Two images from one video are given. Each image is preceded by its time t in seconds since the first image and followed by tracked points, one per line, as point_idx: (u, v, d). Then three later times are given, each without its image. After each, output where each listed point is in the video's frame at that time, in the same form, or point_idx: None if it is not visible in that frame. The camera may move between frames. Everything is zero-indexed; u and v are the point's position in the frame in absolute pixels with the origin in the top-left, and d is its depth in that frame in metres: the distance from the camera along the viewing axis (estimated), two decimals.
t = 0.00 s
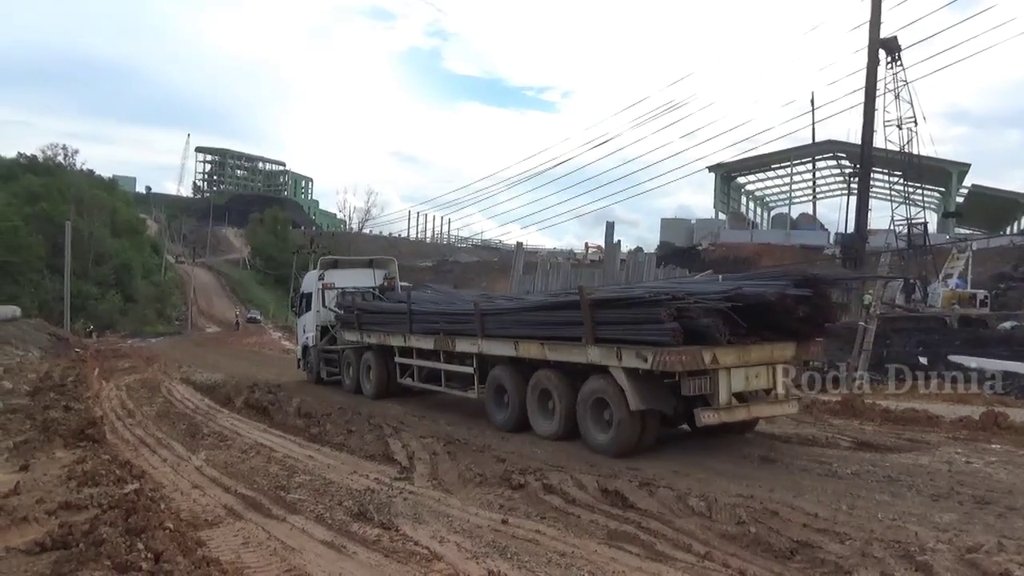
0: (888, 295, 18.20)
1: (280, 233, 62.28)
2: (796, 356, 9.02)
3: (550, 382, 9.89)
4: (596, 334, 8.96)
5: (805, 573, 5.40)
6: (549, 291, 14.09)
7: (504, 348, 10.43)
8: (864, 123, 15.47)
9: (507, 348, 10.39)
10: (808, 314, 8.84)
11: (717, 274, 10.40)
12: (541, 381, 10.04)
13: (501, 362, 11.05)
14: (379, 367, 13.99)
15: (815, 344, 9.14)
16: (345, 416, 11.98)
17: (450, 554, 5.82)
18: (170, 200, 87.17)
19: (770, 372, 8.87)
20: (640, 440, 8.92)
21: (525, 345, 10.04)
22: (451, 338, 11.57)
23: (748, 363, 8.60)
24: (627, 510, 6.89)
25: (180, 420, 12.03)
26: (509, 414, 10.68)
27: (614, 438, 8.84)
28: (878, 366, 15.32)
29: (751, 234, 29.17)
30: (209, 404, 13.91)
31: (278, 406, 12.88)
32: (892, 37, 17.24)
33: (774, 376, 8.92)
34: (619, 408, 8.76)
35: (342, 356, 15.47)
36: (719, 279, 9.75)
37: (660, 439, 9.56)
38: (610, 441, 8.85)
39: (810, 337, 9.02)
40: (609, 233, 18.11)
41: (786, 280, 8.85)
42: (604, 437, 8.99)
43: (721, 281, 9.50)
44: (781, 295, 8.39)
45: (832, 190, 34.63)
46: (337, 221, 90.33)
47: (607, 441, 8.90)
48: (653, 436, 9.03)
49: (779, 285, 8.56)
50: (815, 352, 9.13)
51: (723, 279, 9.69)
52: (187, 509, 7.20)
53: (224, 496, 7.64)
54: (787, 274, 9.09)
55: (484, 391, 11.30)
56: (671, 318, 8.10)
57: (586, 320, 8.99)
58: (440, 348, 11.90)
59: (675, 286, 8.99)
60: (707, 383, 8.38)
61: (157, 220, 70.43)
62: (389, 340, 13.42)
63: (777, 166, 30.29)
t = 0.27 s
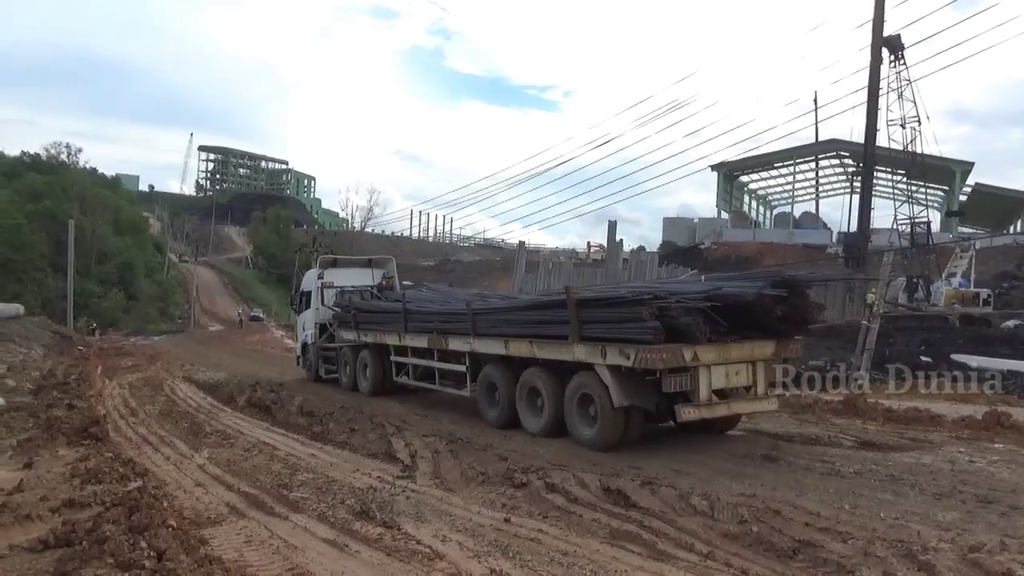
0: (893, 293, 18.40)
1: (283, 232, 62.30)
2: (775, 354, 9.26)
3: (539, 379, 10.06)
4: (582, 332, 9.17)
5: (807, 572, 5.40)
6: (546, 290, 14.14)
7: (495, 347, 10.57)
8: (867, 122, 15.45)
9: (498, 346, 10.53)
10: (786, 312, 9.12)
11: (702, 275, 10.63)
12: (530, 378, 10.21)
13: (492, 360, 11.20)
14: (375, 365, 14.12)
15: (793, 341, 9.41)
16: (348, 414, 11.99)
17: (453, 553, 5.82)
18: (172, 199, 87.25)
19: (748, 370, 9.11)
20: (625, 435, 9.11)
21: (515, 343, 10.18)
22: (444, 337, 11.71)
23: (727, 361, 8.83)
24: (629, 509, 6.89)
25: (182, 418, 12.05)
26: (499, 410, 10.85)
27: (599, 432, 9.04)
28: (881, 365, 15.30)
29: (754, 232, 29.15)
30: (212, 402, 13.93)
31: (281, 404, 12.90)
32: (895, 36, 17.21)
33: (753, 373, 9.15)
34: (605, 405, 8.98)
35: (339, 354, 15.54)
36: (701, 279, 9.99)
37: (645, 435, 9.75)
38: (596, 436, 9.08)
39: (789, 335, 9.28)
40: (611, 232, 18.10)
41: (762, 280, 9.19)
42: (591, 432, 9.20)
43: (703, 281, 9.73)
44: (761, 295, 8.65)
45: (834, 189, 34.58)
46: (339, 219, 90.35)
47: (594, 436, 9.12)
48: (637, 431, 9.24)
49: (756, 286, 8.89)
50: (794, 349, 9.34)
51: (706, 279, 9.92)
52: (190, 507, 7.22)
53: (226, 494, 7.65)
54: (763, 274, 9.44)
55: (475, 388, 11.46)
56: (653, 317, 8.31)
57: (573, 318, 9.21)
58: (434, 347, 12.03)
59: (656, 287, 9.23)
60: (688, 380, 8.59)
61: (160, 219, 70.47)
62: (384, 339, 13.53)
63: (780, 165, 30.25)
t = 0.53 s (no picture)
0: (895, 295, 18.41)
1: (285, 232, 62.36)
2: (761, 352, 9.36)
3: (531, 377, 10.21)
4: (572, 330, 9.31)
5: (811, 572, 5.39)
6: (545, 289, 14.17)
7: (488, 345, 10.70)
8: (870, 122, 15.42)
9: (491, 344, 10.65)
10: (770, 312, 9.25)
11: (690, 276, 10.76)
12: (522, 376, 10.36)
13: (486, 358, 11.33)
14: (373, 364, 14.17)
15: (779, 340, 9.50)
16: (350, 414, 12.00)
17: (455, 553, 5.83)
18: (175, 198, 87.33)
19: (734, 368, 9.19)
20: (613, 430, 9.34)
21: (508, 342, 10.30)
22: (440, 336, 11.80)
23: (714, 358, 8.92)
24: (632, 509, 6.89)
25: (184, 418, 12.05)
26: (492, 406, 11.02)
27: (588, 428, 9.25)
28: (884, 365, 15.28)
29: (756, 232, 29.12)
30: (214, 402, 13.93)
31: (283, 404, 12.90)
32: (899, 35, 17.19)
33: (739, 370, 9.24)
34: (593, 402, 9.17)
35: (338, 353, 15.57)
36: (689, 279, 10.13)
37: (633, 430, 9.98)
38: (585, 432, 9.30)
39: (774, 334, 9.41)
40: (613, 232, 18.11)
41: (748, 281, 9.33)
42: (580, 428, 9.42)
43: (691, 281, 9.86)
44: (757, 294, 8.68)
45: (837, 189, 34.54)
46: (341, 219, 90.42)
47: (582, 432, 9.34)
48: (625, 426, 9.45)
49: (742, 285, 9.00)
50: (780, 347, 9.46)
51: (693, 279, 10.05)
52: (193, 506, 7.22)
53: (229, 494, 7.65)
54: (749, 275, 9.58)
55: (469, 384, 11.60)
56: (640, 315, 8.46)
57: (562, 317, 9.35)
58: (430, 346, 12.13)
59: (645, 287, 9.37)
60: (675, 377, 8.64)
61: (162, 219, 70.52)
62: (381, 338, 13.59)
63: (782, 165, 30.23)
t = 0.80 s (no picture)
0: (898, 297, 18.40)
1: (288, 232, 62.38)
2: (744, 353, 9.63)
3: (522, 377, 10.39)
4: (561, 331, 9.55)
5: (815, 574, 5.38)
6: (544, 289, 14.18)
7: (481, 345, 10.87)
8: (872, 122, 15.40)
9: (485, 345, 10.82)
10: (752, 313, 9.39)
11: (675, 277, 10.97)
12: (514, 376, 10.53)
13: (479, 358, 11.47)
14: (370, 364, 14.22)
15: (761, 340, 9.75)
16: (353, 414, 12.00)
17: (457, 553, 5.83)
18: (178, 198, 87.39)
19: (717, 368, 9.45)
20: (600, 428, 9.49)
21: (500, 342, 10.48)
22: (436, 336, 11.90)
23: (698, 358, 9.18)
24: (635, 510, 6.88)
25: (187, 417, 12.06)
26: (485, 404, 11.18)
27: (576, 426, 9.48)
28: (887, 366, 15.25)
29: (759, 232, 29.08)
30: (217, 401, 13.94)
31: (286, 404, 12.91)
32: (902, 35, 17.16)
33: (722, 370, 9.50)
34: (581, 402, 9.40)
35: (337, 353, 15.60)
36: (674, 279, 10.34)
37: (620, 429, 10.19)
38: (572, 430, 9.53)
39: (757, 335, 9.62)
40: (616, 232, 18.11)
41: (729, 283, 9.42)
42: (568, 426, 9.64)
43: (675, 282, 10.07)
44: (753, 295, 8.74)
45: (840, 189, 34.46)
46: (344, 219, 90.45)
47: (570, 430, 9.58)
48: (611, 425, 9.68)
49: (723, 287, 9.12)
50: (762, 348, 9.73)
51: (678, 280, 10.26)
52: (196, 506, 7.23)
53: (231, 493, 7.66)
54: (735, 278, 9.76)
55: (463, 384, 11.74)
56: (624, 318, 8.69)
57: (551, 317, 9.58)
58: (426, 346, 12.22)
59: (632, 288, 9.59)
60: (658, 376, 8.93)
61: (165, 218, 70.56)
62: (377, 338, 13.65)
63: (785, 165, 30.18)
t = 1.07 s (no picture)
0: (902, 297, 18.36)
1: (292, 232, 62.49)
2: (728, 353, 9.71)
3: (513, 378, 10.46)
4: (550, 332, 9.62)
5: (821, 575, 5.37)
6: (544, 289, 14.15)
7: (475, 345, 10.91)
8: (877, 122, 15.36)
9: (479, 345, 10.85)
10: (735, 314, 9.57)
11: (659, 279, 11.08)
12: (506, 376, 10.57)
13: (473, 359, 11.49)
14: (370, 364, 14.24)
15: (745, 341, 9.87)
16: (357, 414, 12.01)
17: (462, 553, 5.82)
18: (183, 198, 87.61)
19: (702, 368, 9.57)
20: (588, 428, 9.65)
21: (493, 343, 10.53)
22: (431, 337, 11.93)
23: (682, 359, 9.29)
24: (639, 511, 6.87)
25: (192, 418, 12.09)
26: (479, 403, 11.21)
27: (565, 425, 9.61)
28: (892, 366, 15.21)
29: (764, 233, 29.02)
30: (222, 402, 13.96)
31: (290, 404, 12.92)
32: (907, 35, 17.13)
33: (707, 369, 9.61)
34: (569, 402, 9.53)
35: (337, 353, 15.63)
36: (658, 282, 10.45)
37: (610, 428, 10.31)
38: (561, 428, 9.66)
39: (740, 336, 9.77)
40: (619, 233, 18.10)
41: (711, 284, 9.52)
42: (557, 425, 9.77)
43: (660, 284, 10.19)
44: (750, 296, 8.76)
45: (845, 189, 34.39)
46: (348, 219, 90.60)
47: (558, 428, 9.72)
48: (600, 424, 9.80)
49: (705, 290, 9.22)
50: (748, 348, 9.81)
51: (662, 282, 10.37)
52: (201, 506, 7.24)
53: (236, 493, 7.67)
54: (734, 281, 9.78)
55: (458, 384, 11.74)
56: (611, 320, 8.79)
57: (540, 319, 9.65)
58: (423, 347, 12.24)
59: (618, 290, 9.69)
60: (643, 376, 9.07)
61: (171, 219, 70.73)
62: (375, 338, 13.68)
63: (790, 165, 30.13)
